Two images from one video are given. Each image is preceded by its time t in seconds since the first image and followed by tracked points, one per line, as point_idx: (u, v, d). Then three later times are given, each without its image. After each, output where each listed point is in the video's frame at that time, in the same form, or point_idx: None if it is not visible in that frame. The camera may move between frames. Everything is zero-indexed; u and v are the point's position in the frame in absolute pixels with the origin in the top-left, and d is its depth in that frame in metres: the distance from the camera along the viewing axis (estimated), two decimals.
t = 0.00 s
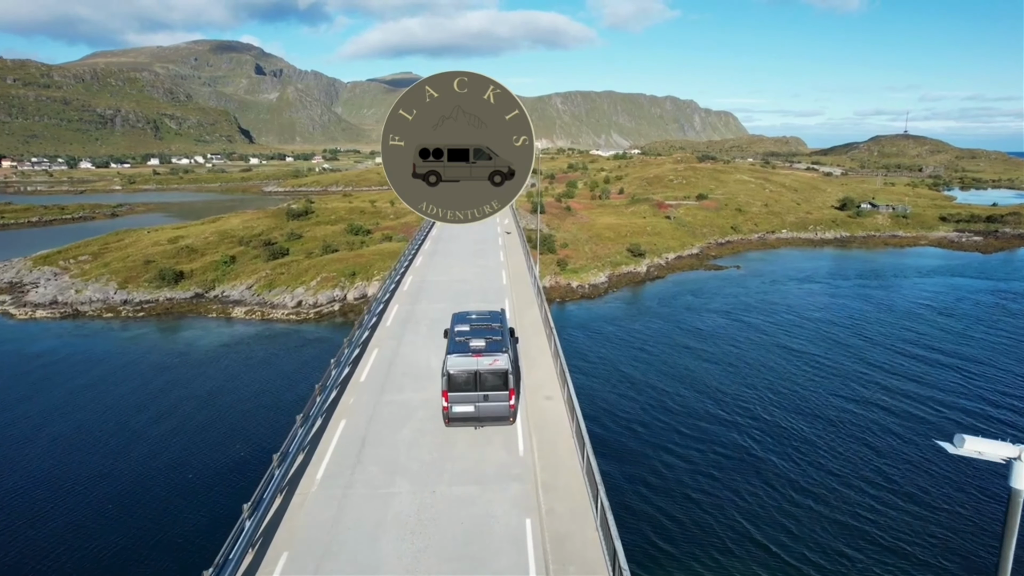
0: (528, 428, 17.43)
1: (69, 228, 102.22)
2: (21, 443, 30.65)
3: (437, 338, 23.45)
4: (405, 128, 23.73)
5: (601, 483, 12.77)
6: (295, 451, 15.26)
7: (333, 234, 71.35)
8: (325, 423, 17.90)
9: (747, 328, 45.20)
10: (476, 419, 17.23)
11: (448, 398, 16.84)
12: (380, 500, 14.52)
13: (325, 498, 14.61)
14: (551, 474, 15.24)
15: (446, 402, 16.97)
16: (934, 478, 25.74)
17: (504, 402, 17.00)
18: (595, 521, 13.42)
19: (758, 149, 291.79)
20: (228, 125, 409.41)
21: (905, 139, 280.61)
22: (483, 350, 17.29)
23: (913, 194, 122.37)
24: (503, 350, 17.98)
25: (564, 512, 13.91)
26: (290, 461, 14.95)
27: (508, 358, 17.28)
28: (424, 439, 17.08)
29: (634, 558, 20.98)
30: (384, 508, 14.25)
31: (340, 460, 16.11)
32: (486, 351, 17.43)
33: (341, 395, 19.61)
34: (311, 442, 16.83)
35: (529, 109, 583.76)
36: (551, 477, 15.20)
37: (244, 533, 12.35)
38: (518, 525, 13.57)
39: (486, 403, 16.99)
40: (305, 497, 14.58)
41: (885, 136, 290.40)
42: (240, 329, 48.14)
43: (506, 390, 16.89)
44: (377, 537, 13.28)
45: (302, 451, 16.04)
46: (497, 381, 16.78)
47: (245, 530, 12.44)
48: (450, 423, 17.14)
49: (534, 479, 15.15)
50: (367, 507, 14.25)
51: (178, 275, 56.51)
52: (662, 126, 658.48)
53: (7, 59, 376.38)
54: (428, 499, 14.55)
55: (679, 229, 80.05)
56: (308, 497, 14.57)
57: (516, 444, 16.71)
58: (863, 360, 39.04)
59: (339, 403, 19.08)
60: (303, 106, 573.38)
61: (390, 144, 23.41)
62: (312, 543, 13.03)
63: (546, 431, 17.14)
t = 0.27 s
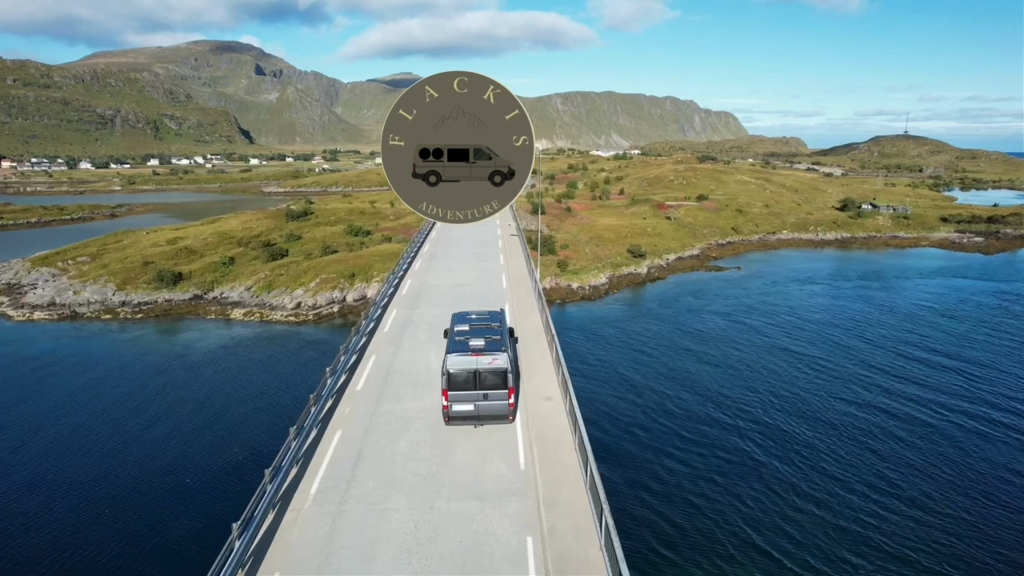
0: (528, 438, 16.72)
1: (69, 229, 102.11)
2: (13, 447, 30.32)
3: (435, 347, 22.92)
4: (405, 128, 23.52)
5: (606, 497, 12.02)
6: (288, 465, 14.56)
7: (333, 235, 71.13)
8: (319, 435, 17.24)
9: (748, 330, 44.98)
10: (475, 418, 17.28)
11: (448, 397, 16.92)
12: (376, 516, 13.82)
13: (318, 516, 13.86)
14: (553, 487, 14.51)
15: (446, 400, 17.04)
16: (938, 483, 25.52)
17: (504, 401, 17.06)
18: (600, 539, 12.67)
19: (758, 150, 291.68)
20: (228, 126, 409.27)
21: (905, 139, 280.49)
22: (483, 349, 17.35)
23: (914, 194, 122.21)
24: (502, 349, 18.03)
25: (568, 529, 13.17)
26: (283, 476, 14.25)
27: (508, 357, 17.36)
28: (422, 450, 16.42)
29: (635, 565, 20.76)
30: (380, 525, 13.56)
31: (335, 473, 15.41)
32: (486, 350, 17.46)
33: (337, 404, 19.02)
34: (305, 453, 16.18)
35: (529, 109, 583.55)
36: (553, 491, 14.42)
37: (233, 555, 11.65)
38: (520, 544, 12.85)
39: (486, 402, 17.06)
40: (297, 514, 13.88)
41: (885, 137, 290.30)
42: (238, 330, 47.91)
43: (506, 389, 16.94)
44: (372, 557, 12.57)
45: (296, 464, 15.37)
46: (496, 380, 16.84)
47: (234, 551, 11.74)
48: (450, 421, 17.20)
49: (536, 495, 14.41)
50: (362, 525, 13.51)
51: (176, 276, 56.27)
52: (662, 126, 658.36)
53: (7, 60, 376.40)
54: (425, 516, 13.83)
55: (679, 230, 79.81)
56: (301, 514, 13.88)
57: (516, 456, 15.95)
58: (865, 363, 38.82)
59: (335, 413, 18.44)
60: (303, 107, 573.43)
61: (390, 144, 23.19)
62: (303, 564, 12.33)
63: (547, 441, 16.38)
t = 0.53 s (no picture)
0: (530, 456, 15.97)
1: (67, 231, 101.88)
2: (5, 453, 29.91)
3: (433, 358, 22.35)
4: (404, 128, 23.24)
5: (613, 523, 11.24)
6: (278, 485, 13.71)
7: (332, 237, 70.83)
8: (312, 450, 16.43)
9: (749, 333, 44.69)
10: (475, 417, 17.46)
11: (448, 395, 17.12)
12: (370, 541, 13.00)
13: (308, 540, 13.02)
14: (556, 510, 13.73)
15: (445, 399, 17.24)
16: (942, 490, 25.21)
17: (503, 399, 17.19)
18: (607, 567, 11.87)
19: (759, 150, 291.55)
20: (228, 127, 409.23)
21: (905, 140, 280.41)
22: (483, 348, 17.53)
23: (915, 196, 121.97)
24: (502, 348, 18.20)
25: (572, 556, 12.36)
26: (272, 497, 13.39)
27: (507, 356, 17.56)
28: (420, 467, 15.65)
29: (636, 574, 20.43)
30: (374, 550, 12.75)
31: (328, 493, 14.60)
32: (485, 349, 17.62)
33: (332, 416, 18.31)
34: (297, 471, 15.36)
35: (529, 110, 583.47)
36: (556, 514, 13.64)
37: None
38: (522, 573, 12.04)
39: (486, 401, 17.22)
40: (288, 539, 13.05)
41: (885, 138, 290.19)
42: (236, 333, 47.57)
43: (506, 387, 17.08)
44: None
45: (287, 483, 14.54)
46: (496, 378, 17.02)
47: None
48: (450, 420, 17.37)
49: (539, 517, 13.62)
50: (355, 551, 12.70)
51: (175, 279, 55.94)
52: (662, 127, 658.40)
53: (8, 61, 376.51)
54: (422, 541, 13.01)
55: (680, 231, 79.48)
56: (291, 539, 13.05)
57: (517, 474, 15.23)
58: (867, 367, 38.53)
59: (329, 426, 17.68)
60: (303, 108, 573.58)
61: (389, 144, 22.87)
62: None
63: (550, 458, 15.68)
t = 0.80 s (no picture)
0: (531, 470, 15.66)
1: (66, 232, 101.60)
2: None
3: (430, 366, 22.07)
4: (404, 128, 23.06)
5: (618, 544, 10.90)
6: (269, 502, 13.36)
7: (332, 238, 70.63)
8: (306, 463, 16.14)
9: (750, 336, 44.46)
10: (475, 415, 17.92)
11: (448, 395, 17.58)
12: (364, 561, 12.66)
13: (300, 560, 12.70)
14: (558, 528, 13.42)
15: (446, 398, 17.69)
16: (946, 496, 24.99)
17: (503, 399, 17.62)
18: None
19: (759, 151, 291.35)
20: (228, 128, 409.03)
21: (905, 141, 280.24)
22: (482, 348, 17.94)
23: (916, 196, 121.75)
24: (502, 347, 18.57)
25: None
26: (263, 515, 13.03)
27: (507, 355, 17.97)
28: (417, 482, 15.35)
29: None
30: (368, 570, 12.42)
31: (322, 510, 14.28)
32: (485, 349, 18.02)
33: (327, 427, 18.07)
34: (290, 486, 15.08)
35: (529, 110, 583.18)
36: (558, 533, 13.30)
37: None
38: None
39: (485, 400, 17.67)
40: (279, 559, 12.70)
41: (886, 139, 290.11)
42: (235, 335, 47.37)
43: (505, 387, 17.51)
44: None
45: (279, 499, 14.22)
46: (495, 378, 17.46)
47: None
48: (450, 419, 17.83)
49: (540, 537, 13.29)
50: (350, 570, 12.37)
51: (173, 280, 55.72)
52: (662, 128, 658.41)
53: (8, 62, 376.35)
54: (419, 561, 12.68)
55: (680, 233, 79.24)
56: (283, 558, 12.71)
57: (518, 490, 14.91)
58: (869, 369, 38.31)
59: (324, 438, 17.42)
60: (303, 109, 573.62)
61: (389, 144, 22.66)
62: None
63: (552, 473, 15.38)
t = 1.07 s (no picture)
0: (532, 492, 15.22)
1: (65, 233, 101.24)
2: None
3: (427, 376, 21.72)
4: (404, 128, 22.78)
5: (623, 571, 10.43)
6: (257, 527, 12.88)
7: (331, 240, 70.32)
8: (298, 483, 15.74)
9: (752, 339, 44.16)
10: (475, 415, 18.27)
11: (448, 395, 17.93)
12: None
13: None
14: (561, 554, 12.96)
15: (447, 399, 18.04)
16: (950, 503, 24.68)
17: (503, 399, 17.95)
18: None
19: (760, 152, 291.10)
20: (229, 129, 408.89)
21: (906, 142, 280.03)
22: (482, 349, 18.24)
23: (917, 198, 121.44)
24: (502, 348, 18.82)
25: None
26: (250, 540, 12.53)
27: (506, 356, 18.27)
28: (412, 505, 14.95)
29: None
30: None
31: (313, 535, 13.85)
32: (484, 350, 18.30)
33: (321, 442, 17.71)
34: (281, 508, 14.69)
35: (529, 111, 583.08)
36: (561, 560, 12.84)
37: None
38: None
39: (485, 400, 18.03)
40: None
41: (886, 140, 289.95)
42: (234, 338, 47.06)
43: (504, 387, 17.85)
44: None
45: (268, 522, 13.79)
46: (495, 378, 17.80)
47: None
48: (451, 419, 18.19)
49: (541, 564, 12.84)
50: None
51: (172, 283, 55.38)
52: (663, 129, 658.23)
53: (8, 64, 376.40)
54: None
55: (681, 234, 78.91)
56: None
57: (518, 513, 14.47)
58: (872, 373, 37.99)
59: (317, 455, 17.05)
60: (304, 111, 573.78)
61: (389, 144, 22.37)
62: None
63: (554, 493, 14.98)
